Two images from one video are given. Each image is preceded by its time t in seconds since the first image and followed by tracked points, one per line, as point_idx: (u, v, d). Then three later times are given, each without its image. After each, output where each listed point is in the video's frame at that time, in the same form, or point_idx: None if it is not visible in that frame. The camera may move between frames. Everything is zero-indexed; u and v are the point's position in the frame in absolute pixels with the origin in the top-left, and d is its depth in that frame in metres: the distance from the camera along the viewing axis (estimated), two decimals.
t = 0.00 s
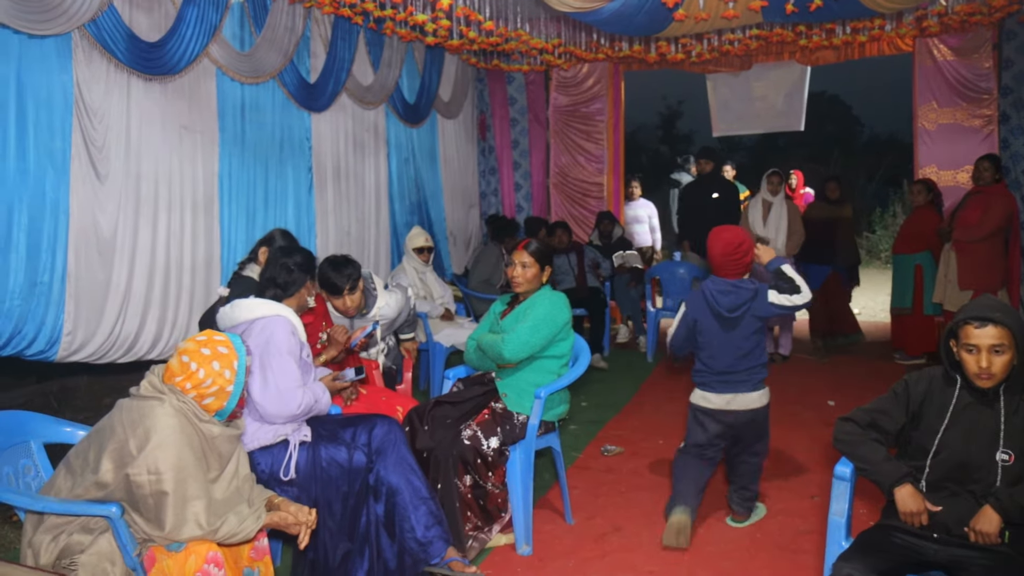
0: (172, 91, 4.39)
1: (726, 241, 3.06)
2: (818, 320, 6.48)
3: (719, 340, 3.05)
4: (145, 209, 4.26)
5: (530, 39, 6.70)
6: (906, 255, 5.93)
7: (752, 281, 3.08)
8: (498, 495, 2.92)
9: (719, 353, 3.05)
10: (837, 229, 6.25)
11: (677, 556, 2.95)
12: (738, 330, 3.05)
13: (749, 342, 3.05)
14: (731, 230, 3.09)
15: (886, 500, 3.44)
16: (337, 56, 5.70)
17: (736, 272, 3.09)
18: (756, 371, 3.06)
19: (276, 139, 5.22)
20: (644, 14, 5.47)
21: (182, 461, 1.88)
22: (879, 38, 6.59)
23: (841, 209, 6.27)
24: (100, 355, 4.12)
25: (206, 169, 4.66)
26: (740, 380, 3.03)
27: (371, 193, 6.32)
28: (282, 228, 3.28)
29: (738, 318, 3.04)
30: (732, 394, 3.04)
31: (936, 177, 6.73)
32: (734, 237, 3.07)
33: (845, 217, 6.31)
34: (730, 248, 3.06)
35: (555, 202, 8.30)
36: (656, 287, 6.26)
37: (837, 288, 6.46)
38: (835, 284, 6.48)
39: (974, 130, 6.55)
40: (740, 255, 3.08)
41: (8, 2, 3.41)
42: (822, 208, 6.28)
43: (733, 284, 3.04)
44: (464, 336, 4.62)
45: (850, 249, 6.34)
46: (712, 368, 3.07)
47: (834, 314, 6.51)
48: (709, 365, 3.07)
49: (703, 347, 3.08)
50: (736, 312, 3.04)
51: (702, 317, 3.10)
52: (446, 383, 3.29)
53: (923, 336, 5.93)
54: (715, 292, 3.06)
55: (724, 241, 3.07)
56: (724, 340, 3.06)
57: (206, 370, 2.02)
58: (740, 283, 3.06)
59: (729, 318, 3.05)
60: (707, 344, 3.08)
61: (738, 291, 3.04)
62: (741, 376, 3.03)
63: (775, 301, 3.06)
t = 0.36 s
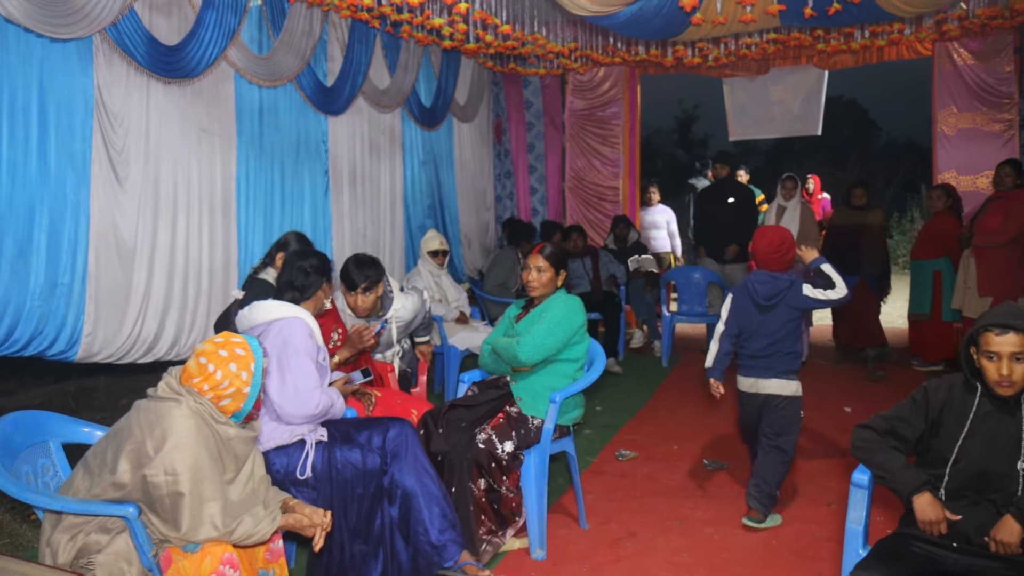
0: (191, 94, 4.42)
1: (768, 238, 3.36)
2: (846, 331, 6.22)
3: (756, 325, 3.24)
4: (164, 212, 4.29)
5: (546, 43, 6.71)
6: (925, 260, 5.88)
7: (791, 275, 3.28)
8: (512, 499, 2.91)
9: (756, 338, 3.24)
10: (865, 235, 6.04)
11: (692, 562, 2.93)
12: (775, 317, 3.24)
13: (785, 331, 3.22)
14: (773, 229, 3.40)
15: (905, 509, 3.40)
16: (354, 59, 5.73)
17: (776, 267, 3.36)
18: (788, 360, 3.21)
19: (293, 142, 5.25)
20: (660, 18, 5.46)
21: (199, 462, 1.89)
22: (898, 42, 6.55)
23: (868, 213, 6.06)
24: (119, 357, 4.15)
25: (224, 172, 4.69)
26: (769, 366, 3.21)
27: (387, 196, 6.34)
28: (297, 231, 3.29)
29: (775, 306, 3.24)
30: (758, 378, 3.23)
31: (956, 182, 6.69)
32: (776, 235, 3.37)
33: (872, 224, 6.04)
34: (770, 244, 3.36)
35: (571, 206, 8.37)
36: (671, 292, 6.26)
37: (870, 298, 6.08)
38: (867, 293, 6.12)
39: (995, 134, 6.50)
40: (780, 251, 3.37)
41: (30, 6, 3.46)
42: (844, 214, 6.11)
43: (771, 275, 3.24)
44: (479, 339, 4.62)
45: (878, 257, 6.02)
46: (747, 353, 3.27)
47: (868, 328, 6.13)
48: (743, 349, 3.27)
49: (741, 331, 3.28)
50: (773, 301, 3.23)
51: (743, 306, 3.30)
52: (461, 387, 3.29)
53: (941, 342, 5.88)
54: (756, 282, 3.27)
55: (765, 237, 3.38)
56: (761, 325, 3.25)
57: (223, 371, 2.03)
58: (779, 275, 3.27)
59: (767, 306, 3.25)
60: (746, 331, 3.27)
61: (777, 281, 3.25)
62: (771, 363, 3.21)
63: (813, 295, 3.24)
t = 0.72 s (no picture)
0: (201, 92, 4.43)
1: (792, 238, 3.66)
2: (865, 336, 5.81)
3: (780, 320, 3.61)
4: (173, 209, 4.30)
5: (556, 41, 6.70)
6: (936, 261, 5.85)
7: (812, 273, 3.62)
8: (520, 499, 2.89)
9: (779, 332, 3.59)
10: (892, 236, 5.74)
11: (700, 562, 2.92)
12: (795, 312, 3.58)
13: (805, 324, 3.55)
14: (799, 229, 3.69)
15: (915, 511, 3.37)
16: (364, 57, 5.73)
17: (801, 265, 3.67)
18: (815, 352, 3.53)
19: (302, 140, 5.26)
20: (671, 17, 5.45)
21: (207, 460, 1.89)
22: (910, 42, 6.50)
23: (897, 212, 5.79)
24: (127, 353, 4.17)
25: (233, 170, 4.70)
26: (797, 357, 3.54)
27: (396, 195, 6.34)
28: (301, 229, 3.28)
29: (796, 303, 3.60)
30: (792, 366, 3.55)
31: (968, 182, 6.64)
32: (799, 233, 3.66)
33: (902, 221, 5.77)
34: (794, 244, 3.66)
35: (580, 204, 8.34)
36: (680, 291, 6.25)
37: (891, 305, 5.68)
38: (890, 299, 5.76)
39: (1008, 134, 6.45)
40: (807, 248, 3.66)
41: (41, 3, 3.47)
42: (872, 212, 5.84)
43: (790, 275, 3.63)
44: (487, 338, 4.62)
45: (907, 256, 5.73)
46: (775, 346, 3.63)
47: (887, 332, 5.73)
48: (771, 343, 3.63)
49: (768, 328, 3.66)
50: (793, 297, 3.60)
51: (770, 305, 3.70)
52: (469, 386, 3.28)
53: (952, 344, 5.81)
54: (777, 282, 3.66)
55: (790, 236, 3.68)
56: (783, 320, 3.61)
57: (232, 369, 2.03)
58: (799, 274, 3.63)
59: (789, 303, 3.61)
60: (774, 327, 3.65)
61: (797, 280, 3.61)
62: (797, 353, 3.54)
63: (832, 292, 3.56)
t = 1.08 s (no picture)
0: (218, 94, 4.45)
1: (844, 240, 3.88)
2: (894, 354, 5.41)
3: (824, 316, 3.88)
4: (191, 211, 4.33)
5: (572, 42, 6.68)
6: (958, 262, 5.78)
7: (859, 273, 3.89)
8: (535, 501, 2.87)
9: (823, 326, 3.87)
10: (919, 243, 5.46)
11: (718, 566, 2.89)
12: (841, 309, 3.85)
13: (849, 322, 3.83)
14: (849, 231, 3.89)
15: (936, 516, 3.32)
16: (380, 59, 5.74)
17: (848, 265, 3.92)
18: (857, 347, 3.83)
19: (318, 142, 5.27)
20: (687, 18, 5.42)
21: (222, 461, 1.89)
22: (930, 41, 6.43)
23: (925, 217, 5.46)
24: (145, 354, 4.20)
25: (250, 171, 4.72)
26: (841, 351, 3.84)
27: (412, 196, 6.35)
28: (320, 231, 3.28)
29: (842, 301, 3.85)
30: (834, 361, 3.85)
31: (989, 183, 6.56)
32: (851, 236, 3.84)
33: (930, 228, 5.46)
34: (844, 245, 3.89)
35: (596, 206, 8.39)
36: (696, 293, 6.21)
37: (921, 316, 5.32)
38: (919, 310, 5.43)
39: None
40: (856, 250, 3.90)
41: (61, 7, 3.50)
42: (898, 216, 5.54)
43: (840, 274, 3.88)
44: (502, 340, 4.61)
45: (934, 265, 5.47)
46: (817, 339, 3.89)
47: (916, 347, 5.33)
48: (814, 336, 3.90)
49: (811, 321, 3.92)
50: (841, 295, 3.85)
51: (814, 300, 3.95)
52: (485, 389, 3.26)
53: (973, 347, 5.73)
54: (825, 280, 3.91)
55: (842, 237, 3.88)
56: (828, 316, 3.87)
57: (247, 371, 2.04)
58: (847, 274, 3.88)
59: (836, 300, 3.86)
60: (818, 321, 3.89)
61: (846, 279, 3.87)
62: (842, 348, 3.83)
63: (876, 291, 3.85)
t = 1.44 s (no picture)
0: (232, 92, 4.46)
1: (869, 234, 3.97)
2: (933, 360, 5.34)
3: (842, 304, 3.93)
4: (205, 208, 4.34)
5: (586, 41, 6.65)
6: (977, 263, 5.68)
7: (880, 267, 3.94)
8: (548, 501, 2.87)
9: (840, 314, 3.93)
10: (953, 246, 5.22)
11: (731, 568, 2.87)
12: (861, 300, 3.90)
13: (867, 314, 3.88)
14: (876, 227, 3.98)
15: (954, 521, 3.28)
16: (393, 57, 5.74)
17: (869, 258, 3.99)
18: (868, 340, 3.90)
19: (332, 141, 5.28)
20: (703, 16, 5.38)
21: (234, 459, 1.88)
22: (948, 39, 6.35)
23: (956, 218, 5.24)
24: (158, 351, 4.21)
25: (263, 170, 4.73)
26: (853, 341, 3.91)
27: (425, 195, 6.34)
28: (339, 230, 3.29)
29: (864, 292, 3.90)
30: (843, 351, 3.93)
31: (1007, 183, 6.47)
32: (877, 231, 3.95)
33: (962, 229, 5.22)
34: (869, 239, 3.97)
35: (609, 205, 8.33)
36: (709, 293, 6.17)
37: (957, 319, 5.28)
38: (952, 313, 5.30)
39: None
40: (880, 246, 3.98)
41: (77, 5, 3.51)
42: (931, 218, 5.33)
43: (862, 266, 3.93)
44: (514, 339, 4.60)
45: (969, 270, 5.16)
46: (832, 328, 3.97)
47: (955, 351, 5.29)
48: (830, 322, 3.98)
49: (829, 309, 3.97)
50: (861, 286, 3.90)
51: (833, 289, 4.00)
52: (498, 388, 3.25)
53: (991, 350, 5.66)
54: (847, 271, 3.96)
55: (868, 231, 3.97)
56: (846, 304, 3.92)
57: (259, 369, 2.03)
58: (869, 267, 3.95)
59: (857, 292, 3.92)
60: (834, 310, 3.96)
61: (867, 272, 3.91)
62: (854, 339, 3.91)
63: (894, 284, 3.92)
